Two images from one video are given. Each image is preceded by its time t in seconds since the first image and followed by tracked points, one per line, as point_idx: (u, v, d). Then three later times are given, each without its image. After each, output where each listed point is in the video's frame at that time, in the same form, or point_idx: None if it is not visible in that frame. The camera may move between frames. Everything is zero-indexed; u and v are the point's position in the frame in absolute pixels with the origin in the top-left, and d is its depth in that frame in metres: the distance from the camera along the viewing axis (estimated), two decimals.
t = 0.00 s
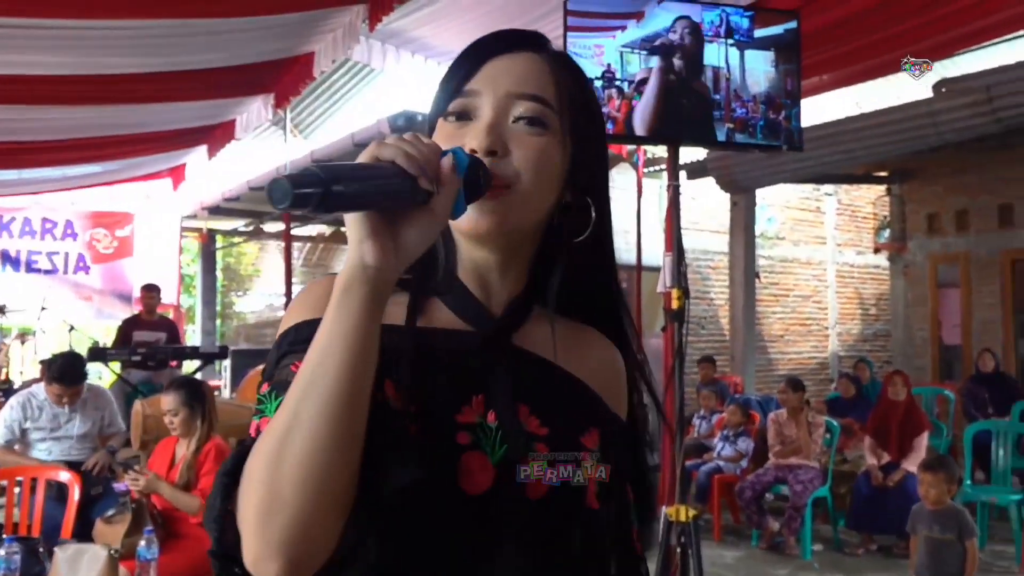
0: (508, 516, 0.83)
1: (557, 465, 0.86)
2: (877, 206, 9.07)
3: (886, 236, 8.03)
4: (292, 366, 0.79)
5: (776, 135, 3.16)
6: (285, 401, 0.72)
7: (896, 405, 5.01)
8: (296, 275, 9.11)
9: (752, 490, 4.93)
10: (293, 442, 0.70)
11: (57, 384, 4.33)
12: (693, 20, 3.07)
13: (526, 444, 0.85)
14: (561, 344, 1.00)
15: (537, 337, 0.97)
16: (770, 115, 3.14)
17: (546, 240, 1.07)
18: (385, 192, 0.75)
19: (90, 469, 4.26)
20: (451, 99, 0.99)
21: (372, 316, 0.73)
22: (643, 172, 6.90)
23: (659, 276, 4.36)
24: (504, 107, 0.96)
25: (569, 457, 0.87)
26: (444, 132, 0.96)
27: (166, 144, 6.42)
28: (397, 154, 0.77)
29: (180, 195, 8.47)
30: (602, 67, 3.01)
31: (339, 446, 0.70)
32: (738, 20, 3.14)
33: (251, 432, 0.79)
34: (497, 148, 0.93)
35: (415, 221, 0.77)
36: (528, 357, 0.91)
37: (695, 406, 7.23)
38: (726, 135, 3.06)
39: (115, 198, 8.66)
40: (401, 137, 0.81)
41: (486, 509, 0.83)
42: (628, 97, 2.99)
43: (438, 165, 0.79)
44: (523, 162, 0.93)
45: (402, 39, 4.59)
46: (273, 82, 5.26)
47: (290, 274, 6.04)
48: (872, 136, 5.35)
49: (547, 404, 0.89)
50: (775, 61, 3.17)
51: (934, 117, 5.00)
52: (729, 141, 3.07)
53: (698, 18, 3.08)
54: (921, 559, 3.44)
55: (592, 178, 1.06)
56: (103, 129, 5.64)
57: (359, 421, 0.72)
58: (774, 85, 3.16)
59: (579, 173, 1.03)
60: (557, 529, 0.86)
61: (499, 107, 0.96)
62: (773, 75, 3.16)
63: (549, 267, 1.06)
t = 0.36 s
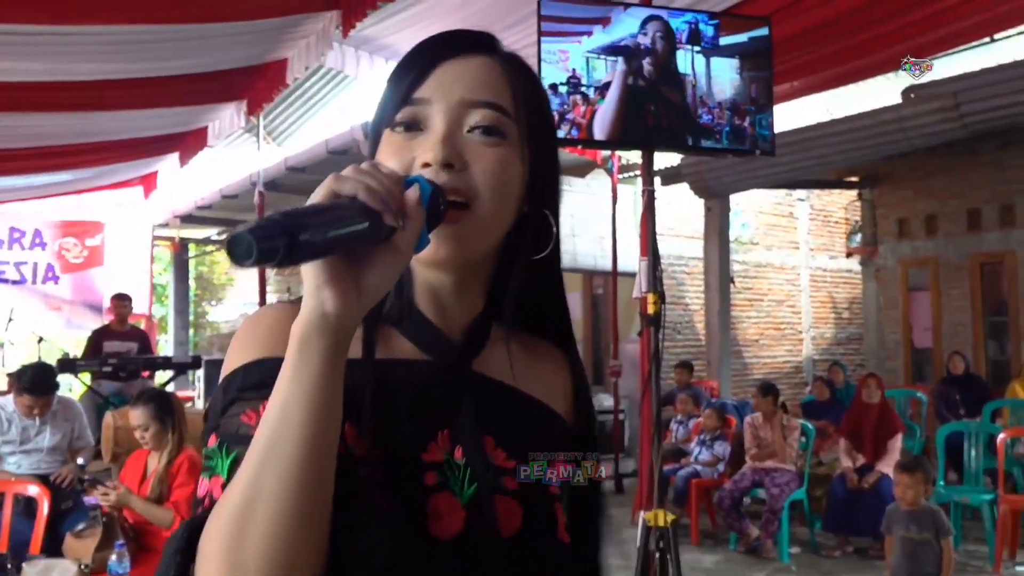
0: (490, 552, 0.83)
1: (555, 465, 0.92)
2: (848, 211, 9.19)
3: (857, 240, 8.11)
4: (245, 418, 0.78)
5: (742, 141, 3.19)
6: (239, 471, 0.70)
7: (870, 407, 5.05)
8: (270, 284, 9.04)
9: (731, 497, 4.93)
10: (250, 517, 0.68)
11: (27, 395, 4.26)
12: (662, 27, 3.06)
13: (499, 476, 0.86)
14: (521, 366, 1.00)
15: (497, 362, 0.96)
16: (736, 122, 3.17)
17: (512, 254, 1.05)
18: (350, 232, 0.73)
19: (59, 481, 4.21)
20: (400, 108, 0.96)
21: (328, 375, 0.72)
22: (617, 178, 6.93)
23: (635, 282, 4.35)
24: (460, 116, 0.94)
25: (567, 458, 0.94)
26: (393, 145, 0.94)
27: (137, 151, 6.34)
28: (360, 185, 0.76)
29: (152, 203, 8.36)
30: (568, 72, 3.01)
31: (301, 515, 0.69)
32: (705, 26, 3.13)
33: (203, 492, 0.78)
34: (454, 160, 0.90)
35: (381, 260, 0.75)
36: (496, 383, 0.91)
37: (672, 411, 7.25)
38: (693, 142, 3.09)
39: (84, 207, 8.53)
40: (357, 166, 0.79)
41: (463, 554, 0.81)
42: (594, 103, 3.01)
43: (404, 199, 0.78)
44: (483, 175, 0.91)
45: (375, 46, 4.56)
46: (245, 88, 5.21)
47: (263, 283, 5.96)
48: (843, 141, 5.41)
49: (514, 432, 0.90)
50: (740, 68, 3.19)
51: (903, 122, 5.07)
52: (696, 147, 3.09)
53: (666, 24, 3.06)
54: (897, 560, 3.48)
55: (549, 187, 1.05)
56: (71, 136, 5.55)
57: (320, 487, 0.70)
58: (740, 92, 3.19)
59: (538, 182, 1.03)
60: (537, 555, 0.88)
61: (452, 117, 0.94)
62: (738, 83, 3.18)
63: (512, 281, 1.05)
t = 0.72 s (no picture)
0: (522, 552, 0.83)
1: (557, 464, 0.90)
2: (831, 206, 9.23)
3: (842, 234, 8.15)
4: (251, 478, 0.77)
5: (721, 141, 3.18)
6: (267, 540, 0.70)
7: (865, 400, 5.07)
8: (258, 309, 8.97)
9: (733, 497, 4.91)
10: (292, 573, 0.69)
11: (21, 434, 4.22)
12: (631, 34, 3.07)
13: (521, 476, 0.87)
14: (517, 353, 1.00)
15: (487, 359, 0.96)
16: (713, 122, 3.16)
17: (474, 239, 1.05)
18: (333, 294, 0.75)
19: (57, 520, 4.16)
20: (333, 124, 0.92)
21: (331, 434, 0.73)
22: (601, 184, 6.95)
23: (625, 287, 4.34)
24: (402, 124, 0.91)
25: (568, 457, 0.91)
26: (335, 166, 0.91)
27: (118, 181, 6.31)
28: (333, 235, 0.76)
29: (135, 233, 8.31)
30: (542, 86, 3.06)
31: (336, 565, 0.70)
32: (673, 30, 3.15)
33: (221, 562, 0.77)
34: (407, 172, 0.89)
35: (363, 306, 0.79)
36: (500, 380, 0.92)
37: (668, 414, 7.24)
38: (671, 145, 3.08)
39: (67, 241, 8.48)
40: (320, 215, 0.79)
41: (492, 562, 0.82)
42: (570, 116, 3.04)
43: (372, 240, 0.78)
44: (437, 182, 0.90)
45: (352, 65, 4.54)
46: (224, 113, 5.19)
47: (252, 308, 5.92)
48: (823, 137, 5.44)
49: (524, 430, 0.90)
50: (714, 69, 3.21)
51: (881, 115, 5.10)
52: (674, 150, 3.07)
53: (635, 31, 3.07)
54: (904, 550, 3.45)
55: (503, 163, 1.05)
56: (50, 171, 5.51)
57: (350, 538, 0.71)
58: (714, 92, 3.21)
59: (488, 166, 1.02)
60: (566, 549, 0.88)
61: (392, 126, 0.91)
62: (712, 83, 3.20)
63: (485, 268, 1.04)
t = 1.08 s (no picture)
0: (580, 541, 0.84)
1: (556, 464, 0.87)
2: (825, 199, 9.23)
3: (836, 227, 8.15)
4: (322, 510, 0.79)
5: (711, 136, 3.22)
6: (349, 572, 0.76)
7: (869, 390, 5.04)
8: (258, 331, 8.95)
9: (742, 495, 4.88)
10: None
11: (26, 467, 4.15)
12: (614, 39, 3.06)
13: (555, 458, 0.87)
14: (549, 347, 0.99)
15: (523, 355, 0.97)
16: (704, 119, 3.20)
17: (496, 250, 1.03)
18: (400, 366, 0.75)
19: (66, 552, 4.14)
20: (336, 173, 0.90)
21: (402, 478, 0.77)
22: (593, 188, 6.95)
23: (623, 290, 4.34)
24: (405, 162, 0.89)
25: (567, 456, 0.88)
26: (353, 221, 0.89)
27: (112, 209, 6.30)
28: (390, 306, 0.74)
29: (130, 261, 8.31)
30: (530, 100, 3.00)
31: None
32: (653, 31, 3.15)
33: None
34: (422, 210, 0.86)
35: (417, 363, 0.77)
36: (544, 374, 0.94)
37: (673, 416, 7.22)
38: (664, 145, 3.14)
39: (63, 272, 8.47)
40: (365, 284, 0.75)
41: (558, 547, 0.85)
42: (562, 128, 3.02)
43: (420, 302, 0.76)
44: (460, 214, 0.88)
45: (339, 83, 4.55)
46: (214, 137, 5.19)
47: (252, 331, 5.91)
48: (813, 130, 5.45)
49: (566, 416, 0.91)
50: (698, 65, 3.22)
51: (869, 106, 5.11)
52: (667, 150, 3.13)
53: (617, 36, 3.06)
54: (925, 536, 3.41)
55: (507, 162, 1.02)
56: (44, 203, 5.51)
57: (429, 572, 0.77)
58: (702, 88, 3.23)
59: (493, 165, 0.99)
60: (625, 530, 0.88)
61: (394, 164, 0.88)
62: (699, 80, 3.22)
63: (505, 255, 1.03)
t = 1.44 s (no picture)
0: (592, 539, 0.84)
1: (556, 464, 0.87)
2: (811, 189, 9.26)
3: (824, 216, 8.18)
4: (362, 495, 0.79)
5: (698, 127, 3.21)
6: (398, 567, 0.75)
7: (864, 376, 5.08)
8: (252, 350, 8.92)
9: (743, 488, 4.89)
10: None
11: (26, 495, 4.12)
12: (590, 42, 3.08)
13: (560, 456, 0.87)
14: (561, 356, 1.01)
15: (542, 358, 0.98)
16: (687, 111, 3.19)
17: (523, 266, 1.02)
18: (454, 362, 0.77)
19: None
20: (381, 182, 0.90)
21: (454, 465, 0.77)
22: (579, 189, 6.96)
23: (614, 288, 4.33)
24: (446, 174, 0.90)
25: (569, 457, 0.87)
26: (392, 227, 0.90)
27: (97, 234, 6.27)
28: (443, 311, 0.77)
29: (119, 287, 8.27)
30: (513, 110, 2.97)
31: None
32: (628, 27, 3.15)
33: (348, 568, 0.79)
34: (460, 221, 0.87)
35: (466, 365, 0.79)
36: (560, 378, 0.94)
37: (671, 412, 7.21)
38: (654, 138, 3.13)
39: (52, 301, 8.43)
40: (418, 291, 0.79)
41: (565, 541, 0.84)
42: (547, 134, 2.99)
43: (469, 306, 0.80)
44: (493, 231, 0.90)
45: (321, 95, 4.55)
46: (197, 156, 5.18)
47: (245, 350, 5.88)
48: (795, 120, 5.47)
49: (576, 414, 0.92)
50: (676, 57, 3.23)
51: (850, 93, 5.14)
52: (657, 143, 3.13)
53: (594, 38, 3.08)
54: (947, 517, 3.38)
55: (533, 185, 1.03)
56: (29, 232, 5.48)
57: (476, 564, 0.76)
58: (681, 80, 3.22)
59: (524, 186, 1.00)
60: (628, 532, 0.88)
61: (435, 175, 0.90)
62: (678, 72, 3.22)
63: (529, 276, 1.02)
